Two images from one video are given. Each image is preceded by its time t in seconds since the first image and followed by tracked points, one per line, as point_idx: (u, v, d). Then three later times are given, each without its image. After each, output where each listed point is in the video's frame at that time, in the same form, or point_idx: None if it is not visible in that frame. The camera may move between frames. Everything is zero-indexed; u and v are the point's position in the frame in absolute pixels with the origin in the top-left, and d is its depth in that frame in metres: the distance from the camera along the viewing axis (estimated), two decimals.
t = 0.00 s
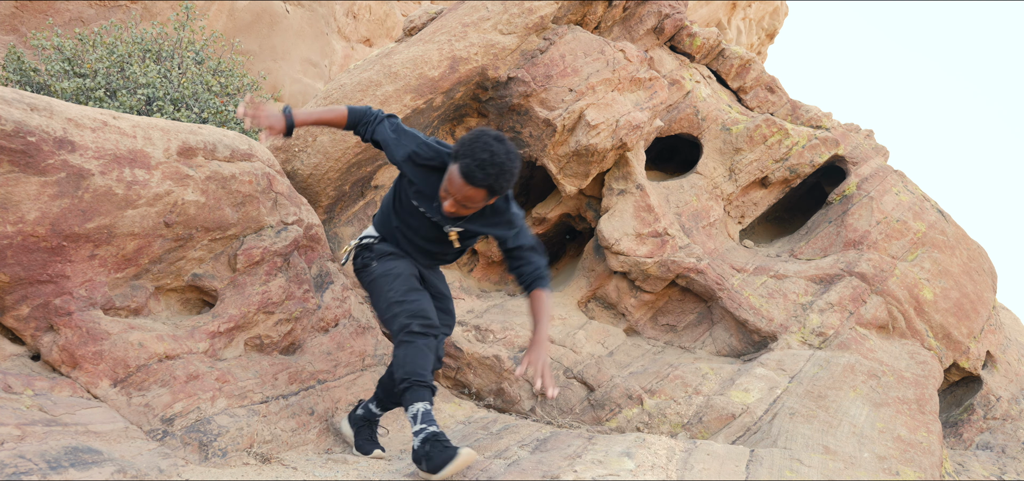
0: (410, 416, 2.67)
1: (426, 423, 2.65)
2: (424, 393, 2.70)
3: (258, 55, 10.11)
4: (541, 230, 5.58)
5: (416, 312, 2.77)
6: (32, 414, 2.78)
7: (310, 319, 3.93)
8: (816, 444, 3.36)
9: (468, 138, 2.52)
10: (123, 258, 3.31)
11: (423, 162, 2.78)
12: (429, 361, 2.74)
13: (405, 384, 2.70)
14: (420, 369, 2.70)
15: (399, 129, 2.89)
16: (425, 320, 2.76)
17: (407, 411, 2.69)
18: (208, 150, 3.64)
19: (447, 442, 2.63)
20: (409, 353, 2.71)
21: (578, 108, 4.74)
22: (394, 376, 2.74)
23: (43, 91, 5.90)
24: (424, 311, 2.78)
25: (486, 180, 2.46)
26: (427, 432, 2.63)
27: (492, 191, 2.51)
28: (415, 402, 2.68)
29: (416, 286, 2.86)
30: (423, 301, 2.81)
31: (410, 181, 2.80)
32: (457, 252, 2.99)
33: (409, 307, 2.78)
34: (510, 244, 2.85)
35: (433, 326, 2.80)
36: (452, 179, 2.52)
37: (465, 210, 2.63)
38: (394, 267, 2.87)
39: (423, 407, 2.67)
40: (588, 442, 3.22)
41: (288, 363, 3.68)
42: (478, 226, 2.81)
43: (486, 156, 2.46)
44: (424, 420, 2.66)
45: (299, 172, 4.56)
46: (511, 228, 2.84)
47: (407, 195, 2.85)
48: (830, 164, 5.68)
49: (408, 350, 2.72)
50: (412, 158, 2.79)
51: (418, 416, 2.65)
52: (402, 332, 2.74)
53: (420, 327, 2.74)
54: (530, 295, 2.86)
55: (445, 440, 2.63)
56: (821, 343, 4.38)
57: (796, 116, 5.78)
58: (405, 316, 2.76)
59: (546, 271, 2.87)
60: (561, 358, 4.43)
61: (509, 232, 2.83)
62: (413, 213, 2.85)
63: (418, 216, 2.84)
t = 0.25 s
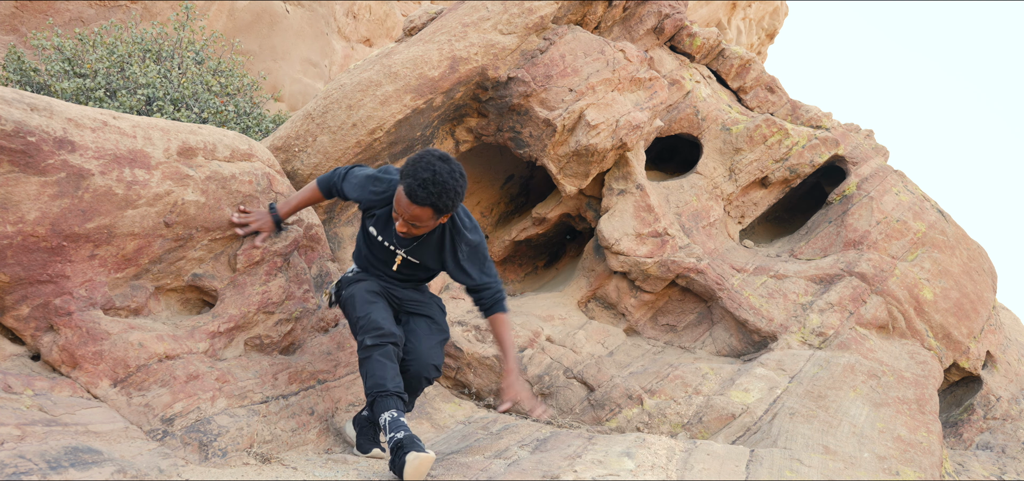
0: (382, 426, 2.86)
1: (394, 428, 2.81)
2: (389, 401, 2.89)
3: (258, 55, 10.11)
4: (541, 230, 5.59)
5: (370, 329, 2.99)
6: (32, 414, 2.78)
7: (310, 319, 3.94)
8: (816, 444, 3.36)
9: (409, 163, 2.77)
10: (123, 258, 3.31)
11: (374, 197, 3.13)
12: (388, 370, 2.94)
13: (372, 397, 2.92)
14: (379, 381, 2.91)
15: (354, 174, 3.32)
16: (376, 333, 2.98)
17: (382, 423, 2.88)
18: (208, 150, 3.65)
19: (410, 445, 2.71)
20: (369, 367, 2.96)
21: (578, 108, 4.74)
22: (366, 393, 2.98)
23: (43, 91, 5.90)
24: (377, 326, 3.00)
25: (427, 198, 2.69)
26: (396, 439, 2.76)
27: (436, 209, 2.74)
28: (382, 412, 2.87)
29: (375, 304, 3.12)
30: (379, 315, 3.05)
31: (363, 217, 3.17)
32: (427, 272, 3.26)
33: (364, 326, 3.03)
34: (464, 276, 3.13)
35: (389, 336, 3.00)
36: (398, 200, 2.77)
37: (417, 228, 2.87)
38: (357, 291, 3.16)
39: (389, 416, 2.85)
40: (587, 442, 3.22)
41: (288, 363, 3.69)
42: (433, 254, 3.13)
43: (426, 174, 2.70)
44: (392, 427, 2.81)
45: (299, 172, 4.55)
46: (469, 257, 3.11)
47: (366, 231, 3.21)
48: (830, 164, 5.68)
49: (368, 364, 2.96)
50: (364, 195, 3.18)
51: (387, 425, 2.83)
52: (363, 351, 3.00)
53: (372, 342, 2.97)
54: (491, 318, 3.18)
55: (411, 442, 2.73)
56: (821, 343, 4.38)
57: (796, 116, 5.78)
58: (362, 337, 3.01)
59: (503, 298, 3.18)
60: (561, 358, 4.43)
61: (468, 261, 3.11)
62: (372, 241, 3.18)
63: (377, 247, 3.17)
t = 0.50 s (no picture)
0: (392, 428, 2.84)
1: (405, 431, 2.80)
2: (398, 402, 2.88)
3: (258, 55, 10.11)
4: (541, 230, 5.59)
5: (376, 332, 2.98)
6: (32, 414, 2.78)
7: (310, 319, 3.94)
8: (816, 444, 3.36)
9: (420, 143, 2.87)
10: (123, 258, 3.31)
11: (367, 192, 3.14)
12: (395, 372, 2.94)
13: (379, 400, 2.90)
14: (387, 383, 2.90)
15: (342, 176, 3.32)
16: (382, 336, 2.97)
17: (388, 426, 2.86)
18: (207, 150, 3.65)
19: (427, 450, 2.72)
20: (377, 369, 2.94)
21: (578, 108, 4.73)
22: (371, 397, 2.95)
23: (43, 91, 5.90)
24: (383, 328, 2.99)
25: (459, 161, 2.87)
26: (409, 443, 2.75)
27: (461, 171, 2.90)
28: (391, 414, 2.85)
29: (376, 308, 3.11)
30: (382, 318, 3.05)
31: (357, 216, 3.16)
32: (416, 273, 3.29)
33: (367, 329, 3.02)
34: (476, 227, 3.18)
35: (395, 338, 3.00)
36: (423, 179, 2.85)
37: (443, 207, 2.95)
38: (355, 299, 3.15)
39: (400, 418, 2.83)
40: (588, 442, 3.22)
41: (288, 363, 3.69)
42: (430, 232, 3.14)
43: (444, 142, 2.86)
44: (404, 430, 2.80)
45: (299, 172, 4.55)
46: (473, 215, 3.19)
47: (359, 232, 3.19)
48: (830, 164, 5.68)
49: (375, 367, 2.95)
50: (355, 193, 3.18)
51: (397, 427, 2.81)
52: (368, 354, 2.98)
53: (378, 344, 2.96)
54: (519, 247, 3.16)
55: (425, 448, 2.73)
56: (822, 343, 4.38)
57: (796, 116, 5.78)
58: (367, 339, 2.99)
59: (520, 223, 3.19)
60: (561, 358, 4.42)
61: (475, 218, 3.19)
62: (368, 240, 3.17)
63: (375, 244, 3.16)
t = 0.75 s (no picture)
0: (414, 424, 2.79)
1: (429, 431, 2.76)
2: (425, 399, 2.82)
3: (258, 55, 10.11)
4: (541, 230, 5.59)
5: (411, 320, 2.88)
6: (32, 414, 2.78)
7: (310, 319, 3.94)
8: (816, 444, 3.36)
9: (444, 141, 2.92)
10: (123, 258, 3.31)
11: (385, 199, 3.07)
12: (426, 366, 2.86)
13: (406, 391, 2.82)
14: (418, 375, 2.83)
15: (354, 182, 3.23)
16: (419, 325, 2.87)
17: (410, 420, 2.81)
18: (208, 150, 3.64)
19: (450, 455, 2.73)
20: (408, 359, 2.84)
21: (578, 108, 4.73)
22: (396, 388, 2.86)
23: (43, 91, 5.90)
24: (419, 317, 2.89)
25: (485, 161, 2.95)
26: (428, 443, 2.73)
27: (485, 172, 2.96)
28: (417, 409, 2.80)
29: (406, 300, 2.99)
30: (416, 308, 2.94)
31: (371, 223, 3.09)
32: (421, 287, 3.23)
33: (400, 315, 2.90)
34: (471, 271, 3.11)
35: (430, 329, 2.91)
36: (450, 174, 2.87)
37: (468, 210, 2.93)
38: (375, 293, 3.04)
39: (425, 415, 2.79)
40: (588, 442, 3.22)
41: (288, 363, 3.69)
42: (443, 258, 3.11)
43: (470, 143, 2.93)
44: (426, 429, 2.76)
45: (299, 172, 4.55)
46: (478, 260, 3.10)
47: (369, 239, 3.11)
48: (830, 164, 5.68)
49: (406, 357, 2.85)
50: (373, 198, 3.10)
51: (421, 424, 2.77)
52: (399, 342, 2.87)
53: (415, 332, 2.86)
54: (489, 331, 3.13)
55: (445, 453, 2.72)
56: (821, 343, 4.38)
57: (796, 116, 5.78)
58: (400, 326, 2.88)
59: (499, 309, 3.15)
60: (561, 358, 4.42)
61: (477, 262, 3.10)
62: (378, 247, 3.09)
63: (384, 254, 3.08)
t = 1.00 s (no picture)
0: (416, 425, 2.78)
1: (431, 431, 2.75)
2: (428, 399, 2.81)
3: (258, 55, 10.11)
4: (541, 230, 5.59)
5: (419, 316, 2.90)
6: (32, 414, 2.77)
7: (310, 319, 3.95)
8: (816, 444, 3.36)
9: (477, 177, 2.98)
10: (123, 258, 3.31)
11: (415, 224, 3.13)
12: (431, 365, 2.86)
13: (409, 390, 2.82)
14: (422, 375, 2.82)
15: (383, 199, 3.26)
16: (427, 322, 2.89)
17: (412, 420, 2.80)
18: (208, 150, 3.64)
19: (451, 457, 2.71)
20: (414, 356, 2.85)
21: (578, 108, 4.73)
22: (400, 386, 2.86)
23: (43, 91, 5.90)
24: (428, 315, 2.92)
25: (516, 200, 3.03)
26: (429, 443, 2.72)
27: (511, 210, 3.02)
28: (419, 409, 2.79)
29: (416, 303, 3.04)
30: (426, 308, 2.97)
31: (395, 246, 3.17)
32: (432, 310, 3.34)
33: (409, 311, 2.93)
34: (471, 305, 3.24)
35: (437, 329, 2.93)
36: (478, 208, 2.94)
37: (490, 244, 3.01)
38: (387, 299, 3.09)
39: (428, 415, 2.78)
40: (587, 442, 3.22)
41: (288, 363, 3.69)
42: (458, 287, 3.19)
43: (503, 181, 2.98)
44: (428, 430, 2.75)
45: (299, 172, 4.55)
46: (483, 299, 3.22)
47: (392, 261, 3.19)
48: (830, 164, 5.68)
49: (412, 353, 2.85)
50: (402, 221, 3.16)
51: (422, 424, 2.77)
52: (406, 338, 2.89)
53: (422, 328, 2.87)
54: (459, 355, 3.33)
55: (445, 455, 2.70)
56: (821, 343, 4.38)
57: (796, 116, 5.78)
58: (407, 322, 2.90)
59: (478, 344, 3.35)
60: (561, 358, 4.42)
61: (482, 300, 3.22)
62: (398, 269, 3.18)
63: (404, 277, 3.18)
